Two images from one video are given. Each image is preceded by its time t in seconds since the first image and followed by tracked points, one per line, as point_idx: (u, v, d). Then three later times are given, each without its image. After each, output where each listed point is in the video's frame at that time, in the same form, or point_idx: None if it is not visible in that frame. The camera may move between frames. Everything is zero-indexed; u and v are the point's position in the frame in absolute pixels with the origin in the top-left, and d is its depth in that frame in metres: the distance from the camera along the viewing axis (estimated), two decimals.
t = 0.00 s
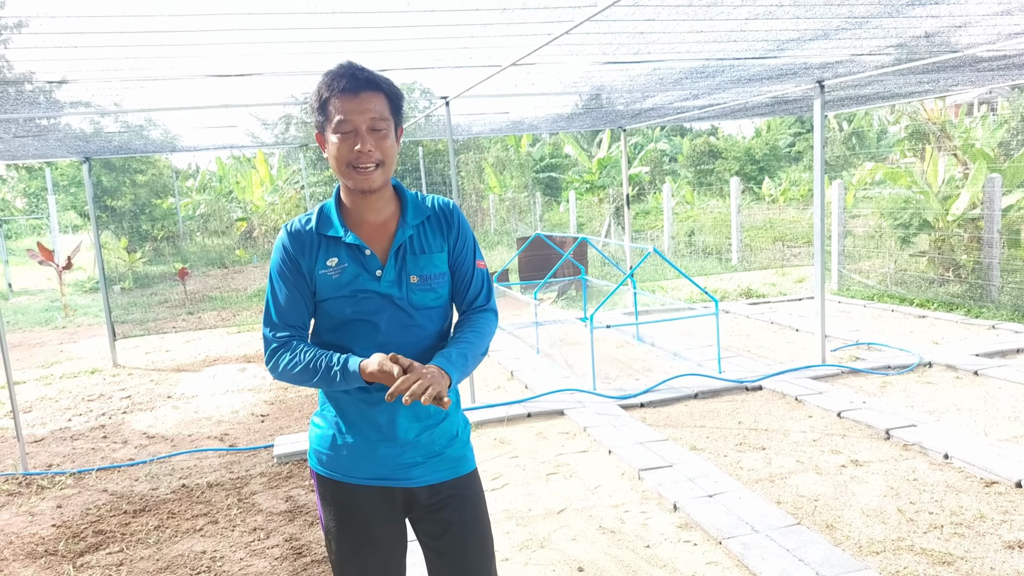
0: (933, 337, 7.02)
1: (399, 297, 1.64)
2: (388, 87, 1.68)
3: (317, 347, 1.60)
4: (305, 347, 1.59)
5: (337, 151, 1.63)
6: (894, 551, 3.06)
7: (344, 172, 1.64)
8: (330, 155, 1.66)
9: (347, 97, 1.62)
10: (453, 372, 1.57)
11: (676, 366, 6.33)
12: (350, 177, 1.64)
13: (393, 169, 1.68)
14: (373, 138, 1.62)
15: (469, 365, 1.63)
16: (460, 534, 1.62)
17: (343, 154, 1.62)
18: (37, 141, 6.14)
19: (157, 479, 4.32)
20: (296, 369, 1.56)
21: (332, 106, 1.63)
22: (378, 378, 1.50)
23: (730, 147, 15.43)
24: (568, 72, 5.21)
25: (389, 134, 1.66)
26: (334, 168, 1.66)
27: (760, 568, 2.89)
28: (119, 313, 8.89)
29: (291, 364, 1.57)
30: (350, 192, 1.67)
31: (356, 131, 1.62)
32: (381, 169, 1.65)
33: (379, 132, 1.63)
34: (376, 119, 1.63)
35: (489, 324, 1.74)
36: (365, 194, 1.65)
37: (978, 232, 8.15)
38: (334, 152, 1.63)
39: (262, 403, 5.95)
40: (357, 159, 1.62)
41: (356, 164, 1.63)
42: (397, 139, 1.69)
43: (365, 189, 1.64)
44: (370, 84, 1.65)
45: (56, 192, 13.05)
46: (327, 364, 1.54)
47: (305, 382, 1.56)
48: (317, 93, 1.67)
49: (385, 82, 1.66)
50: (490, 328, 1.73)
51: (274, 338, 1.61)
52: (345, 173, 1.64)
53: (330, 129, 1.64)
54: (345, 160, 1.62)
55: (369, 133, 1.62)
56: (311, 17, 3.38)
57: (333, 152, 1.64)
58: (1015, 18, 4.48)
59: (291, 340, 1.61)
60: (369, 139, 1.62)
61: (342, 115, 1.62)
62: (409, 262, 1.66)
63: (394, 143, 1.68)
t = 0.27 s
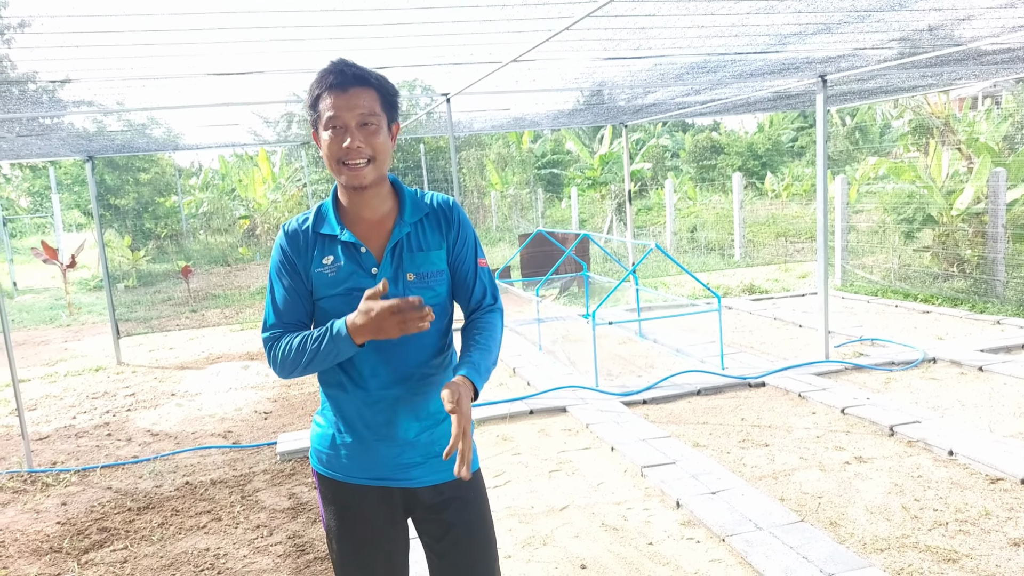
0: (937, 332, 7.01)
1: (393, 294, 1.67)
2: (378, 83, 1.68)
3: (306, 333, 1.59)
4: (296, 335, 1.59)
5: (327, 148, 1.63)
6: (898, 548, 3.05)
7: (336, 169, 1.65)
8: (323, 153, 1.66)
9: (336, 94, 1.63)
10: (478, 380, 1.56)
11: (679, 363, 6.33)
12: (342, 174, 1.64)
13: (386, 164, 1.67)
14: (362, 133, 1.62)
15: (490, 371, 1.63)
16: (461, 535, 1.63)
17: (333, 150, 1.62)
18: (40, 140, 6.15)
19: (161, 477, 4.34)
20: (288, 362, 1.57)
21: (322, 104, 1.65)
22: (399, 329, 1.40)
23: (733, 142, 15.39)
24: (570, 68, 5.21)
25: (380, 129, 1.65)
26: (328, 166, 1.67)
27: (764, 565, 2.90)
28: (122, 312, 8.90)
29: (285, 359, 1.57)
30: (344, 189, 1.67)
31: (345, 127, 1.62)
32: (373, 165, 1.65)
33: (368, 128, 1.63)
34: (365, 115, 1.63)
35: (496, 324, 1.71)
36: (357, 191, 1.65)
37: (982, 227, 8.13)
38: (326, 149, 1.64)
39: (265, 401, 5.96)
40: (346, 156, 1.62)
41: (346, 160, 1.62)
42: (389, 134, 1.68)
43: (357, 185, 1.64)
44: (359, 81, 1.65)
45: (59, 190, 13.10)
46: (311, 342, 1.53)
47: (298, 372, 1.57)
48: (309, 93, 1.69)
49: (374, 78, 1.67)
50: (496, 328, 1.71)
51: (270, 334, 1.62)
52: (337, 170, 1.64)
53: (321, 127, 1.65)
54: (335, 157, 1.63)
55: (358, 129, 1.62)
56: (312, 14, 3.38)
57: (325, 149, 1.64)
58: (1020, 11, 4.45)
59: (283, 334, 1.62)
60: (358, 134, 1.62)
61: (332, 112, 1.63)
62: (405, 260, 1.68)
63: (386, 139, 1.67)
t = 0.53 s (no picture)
0: (944, 334, 6.97)
1: (397, 295, 1.63)
2: (375, 80, 1.68)
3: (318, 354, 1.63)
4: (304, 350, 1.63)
5: (325, 148, 1.65)
6: (905, 551, 3.04)
7: (335, 168, 1.66)
8: (323, 153, 1.68)
9: (333, 94, 1.64)
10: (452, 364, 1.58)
11: (684, 364, 6.31)
12: (340, 173, 1.65)
13: (384, 162, 1.67)
14: (357, 132, 1.63)
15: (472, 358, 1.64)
16: (463, 539, 1.62)
17: (330, 149, 1.64)
18: (48, 139, 6.18)
19: (167, 476, 4.36)
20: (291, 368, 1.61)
21: (320, 104, 1.66)
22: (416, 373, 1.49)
23: (739, 142, 15.35)
24: (575, 68, 5.20)
25: (377, 127, 1.65)
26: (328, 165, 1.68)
27: (770, 568, 2.88)
28: (129, 310, 8.98)
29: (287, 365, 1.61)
30: (345, 188, 1.68)
31: (341, 126, 1.63)
32: (370, 163, 1.65)
33: (364, 126, 1.63)
34: (361, 113, 1.64)
35: (495, 325, 1.73)
36: (356, 188, 1.66)
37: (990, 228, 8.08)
38: (324, 149, 1.65)
39: (271, 400, 5.97)
40: (343, 154, 1.63)
41: (343, 159, 1.63)
42: (387, 132, 1.68)
43: (355, 183, 1.65)
44: (355, 79, 1.66)
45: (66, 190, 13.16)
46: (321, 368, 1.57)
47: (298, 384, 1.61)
48: (309, 93, 1.70)
49: (370, 75, 1.67)
50: (493, 329, 1.72)
51: (275, 337, 1.65)
52: (336, 169, 1.65)
53: (320, 127, 1.67)
54: (333, 156, 1.64)
55: (354, 127, 1.63)
56: (319, 15, 3.38)
57: (323, 149, 1.66)
58: None
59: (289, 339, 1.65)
60: (353, 133, 1.62)
61: (329, 112, 1.64)
62: (408, 260, 1.65)
63: (383, 136, 1.67)
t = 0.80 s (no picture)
0: (951, 327, 6.93)
1: (396, 294, 1.63)
2: (369, 81, 1.67)
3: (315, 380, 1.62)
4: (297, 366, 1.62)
5: (321, 150, 1.64)
6: (913, 545, 3.02)
7: (331, 170, 1.65)
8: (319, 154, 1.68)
9: (327, 95, 1.64)
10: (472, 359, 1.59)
11: (690, 360, 6.30)
12: (336, 174, 1.65)
13: (380, 162, 1.67)
14: (353, 132, 1.62)
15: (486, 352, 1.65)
16: (469, 540, 1.62)
17: (326, 151, 1.63)
18: (52, 143, 6.20)
19: (174, 477, 4.37)
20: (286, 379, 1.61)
21: (315, 105, 1.66)
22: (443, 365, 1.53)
23: (743, 137, 15.30)
24: (578, 65, 5.18)
25: (372, 127, 1.65)
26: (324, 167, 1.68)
27: (777, 563, 2.87)
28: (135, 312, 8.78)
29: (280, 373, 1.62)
30: (342, 189, 1.68)
31: (336, 127, 1.62)
32: (366, 164, 1.65)
33: (359, 126, 1.63)
34: (356, 114, 1.63)
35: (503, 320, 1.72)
36: (353, 189, 1.65)
37: (997, 220, 8.03)
38: (320, 150, 1.65)
39: (277, 401, 5.99)
40: (338, 156, 1.62)
41: (339, 161, 1.63)
42: (383, 132, 1.67)
43: (352, 185, 1.65)
44: (349, 80, 1.65)
45: (72, 194, 13.21)
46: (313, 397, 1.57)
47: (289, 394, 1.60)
48: (305, 95, 1.70)
49: (364, 75, 1.66)
50: (504, 323, 1.72)
51: (273, 342, 1.65)
52: (332, 170, 1.65)
53: (316, 128, 1.66)
54: (329, 159, 1.64)
55: (349, 129, 1.62)
56: (320, 15, 3.38)
57: (319, 150, 1.65)
58: None
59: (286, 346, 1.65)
60: (348, 134, 1.62)
61: (324, 113, 1.63)
62: (408, 258, 1.65)
63: (379, 136, 1.66)
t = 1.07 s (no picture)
0: (952, 327, 6.92)
1: (400, 287, 1.62)
2: (381, 77, 1.66)
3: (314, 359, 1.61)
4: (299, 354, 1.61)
5: (331, 145, 1.62)
6: (912, 545, 3.01)
7: (340, 165, 1.64)
8: (326, 148, 1.65)
9: (340, 90, 1.62)
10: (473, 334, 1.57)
11: (690, 357, 6.29)
12: (345, 170, 1.63)
13: (389, 160, 1.66)
14: (366, 129, 1.61)
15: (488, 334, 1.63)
16: (469, 535, 1.61)
17: (336, 146, 1.61)
18: (54, 134, 6.18)
19: (173, 469, 4.37)
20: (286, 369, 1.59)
21: (325, 99, 1.63)
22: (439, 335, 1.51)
23: (746, 135, 15.27)
24: (581, 60, 5.16)
25: (383, 124, 1.64)
26: (330, 161, 1.66)
27: (776, 562, 2.87)
28: (136, 304, 8.70)
29: (281, 365, 1.60)
30: (348, 185, 1.67)
31: (349, 123, 1.61)
32: (377, 161, 1.64)
33: (372, 123, 1.62)
34: (369, 110, 1.62)
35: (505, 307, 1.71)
36: (361, 186, 1.64)
37: (999, 221, 8.01)
38: (329, 145, 1.63)
39: (277, 394, 5.98)
40: (350, 152, 1.61)
41: (350, 158, 1.61)
42: (392, 129, 1.67)
43: (361, 181, 1.64)
44: (362, 75, 1.64)
45: (74, 184, 13.20)
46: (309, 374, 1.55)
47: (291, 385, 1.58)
48: (312, 87, 1.67)
49: (378, 72, 1.65)
50: (506, 312, 1.71)
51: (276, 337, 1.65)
52: (342, 166, 1.63)
53: (324, 122, 1.64)
54: (339, 154, 1.62)
55: (361, 125, 1.61)
56: (323, 8, 3.36)
57: (328, 144, 1.63)
58: None
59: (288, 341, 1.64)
60: (361, 130, 1.61)
61: (335, 107, 1.62)
62: (411, 252, 1.64)
63: (389, 134, 1.66)
